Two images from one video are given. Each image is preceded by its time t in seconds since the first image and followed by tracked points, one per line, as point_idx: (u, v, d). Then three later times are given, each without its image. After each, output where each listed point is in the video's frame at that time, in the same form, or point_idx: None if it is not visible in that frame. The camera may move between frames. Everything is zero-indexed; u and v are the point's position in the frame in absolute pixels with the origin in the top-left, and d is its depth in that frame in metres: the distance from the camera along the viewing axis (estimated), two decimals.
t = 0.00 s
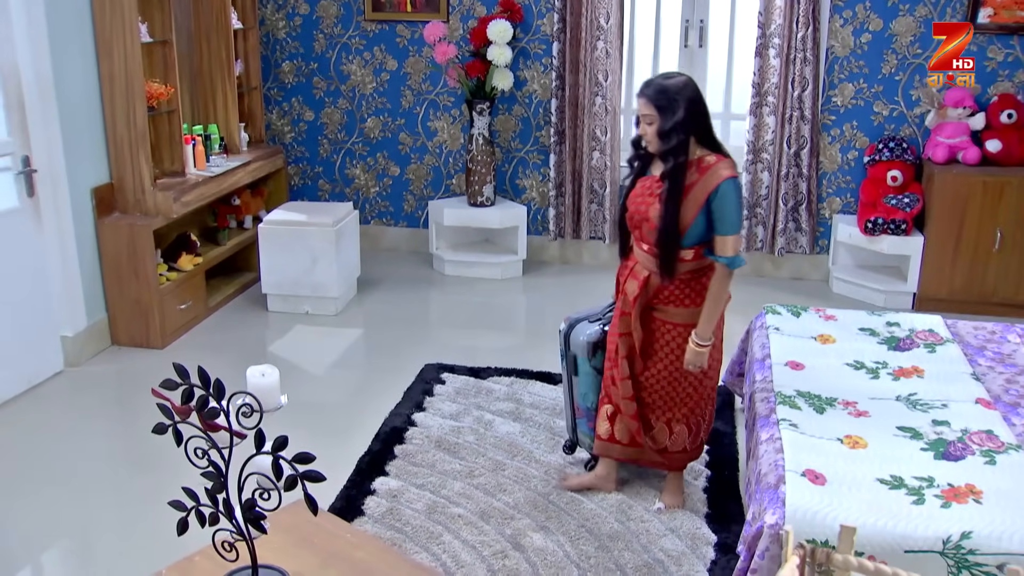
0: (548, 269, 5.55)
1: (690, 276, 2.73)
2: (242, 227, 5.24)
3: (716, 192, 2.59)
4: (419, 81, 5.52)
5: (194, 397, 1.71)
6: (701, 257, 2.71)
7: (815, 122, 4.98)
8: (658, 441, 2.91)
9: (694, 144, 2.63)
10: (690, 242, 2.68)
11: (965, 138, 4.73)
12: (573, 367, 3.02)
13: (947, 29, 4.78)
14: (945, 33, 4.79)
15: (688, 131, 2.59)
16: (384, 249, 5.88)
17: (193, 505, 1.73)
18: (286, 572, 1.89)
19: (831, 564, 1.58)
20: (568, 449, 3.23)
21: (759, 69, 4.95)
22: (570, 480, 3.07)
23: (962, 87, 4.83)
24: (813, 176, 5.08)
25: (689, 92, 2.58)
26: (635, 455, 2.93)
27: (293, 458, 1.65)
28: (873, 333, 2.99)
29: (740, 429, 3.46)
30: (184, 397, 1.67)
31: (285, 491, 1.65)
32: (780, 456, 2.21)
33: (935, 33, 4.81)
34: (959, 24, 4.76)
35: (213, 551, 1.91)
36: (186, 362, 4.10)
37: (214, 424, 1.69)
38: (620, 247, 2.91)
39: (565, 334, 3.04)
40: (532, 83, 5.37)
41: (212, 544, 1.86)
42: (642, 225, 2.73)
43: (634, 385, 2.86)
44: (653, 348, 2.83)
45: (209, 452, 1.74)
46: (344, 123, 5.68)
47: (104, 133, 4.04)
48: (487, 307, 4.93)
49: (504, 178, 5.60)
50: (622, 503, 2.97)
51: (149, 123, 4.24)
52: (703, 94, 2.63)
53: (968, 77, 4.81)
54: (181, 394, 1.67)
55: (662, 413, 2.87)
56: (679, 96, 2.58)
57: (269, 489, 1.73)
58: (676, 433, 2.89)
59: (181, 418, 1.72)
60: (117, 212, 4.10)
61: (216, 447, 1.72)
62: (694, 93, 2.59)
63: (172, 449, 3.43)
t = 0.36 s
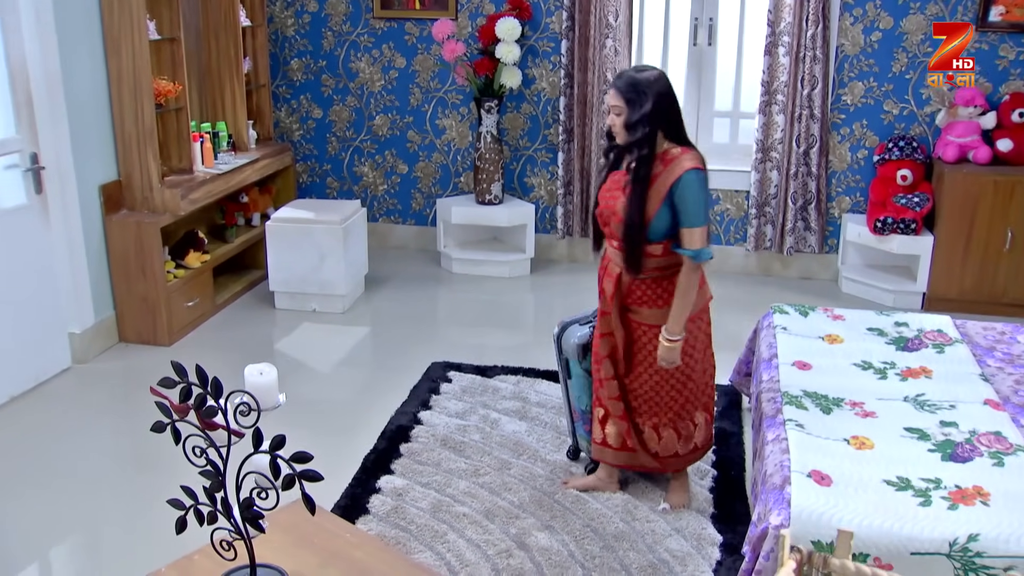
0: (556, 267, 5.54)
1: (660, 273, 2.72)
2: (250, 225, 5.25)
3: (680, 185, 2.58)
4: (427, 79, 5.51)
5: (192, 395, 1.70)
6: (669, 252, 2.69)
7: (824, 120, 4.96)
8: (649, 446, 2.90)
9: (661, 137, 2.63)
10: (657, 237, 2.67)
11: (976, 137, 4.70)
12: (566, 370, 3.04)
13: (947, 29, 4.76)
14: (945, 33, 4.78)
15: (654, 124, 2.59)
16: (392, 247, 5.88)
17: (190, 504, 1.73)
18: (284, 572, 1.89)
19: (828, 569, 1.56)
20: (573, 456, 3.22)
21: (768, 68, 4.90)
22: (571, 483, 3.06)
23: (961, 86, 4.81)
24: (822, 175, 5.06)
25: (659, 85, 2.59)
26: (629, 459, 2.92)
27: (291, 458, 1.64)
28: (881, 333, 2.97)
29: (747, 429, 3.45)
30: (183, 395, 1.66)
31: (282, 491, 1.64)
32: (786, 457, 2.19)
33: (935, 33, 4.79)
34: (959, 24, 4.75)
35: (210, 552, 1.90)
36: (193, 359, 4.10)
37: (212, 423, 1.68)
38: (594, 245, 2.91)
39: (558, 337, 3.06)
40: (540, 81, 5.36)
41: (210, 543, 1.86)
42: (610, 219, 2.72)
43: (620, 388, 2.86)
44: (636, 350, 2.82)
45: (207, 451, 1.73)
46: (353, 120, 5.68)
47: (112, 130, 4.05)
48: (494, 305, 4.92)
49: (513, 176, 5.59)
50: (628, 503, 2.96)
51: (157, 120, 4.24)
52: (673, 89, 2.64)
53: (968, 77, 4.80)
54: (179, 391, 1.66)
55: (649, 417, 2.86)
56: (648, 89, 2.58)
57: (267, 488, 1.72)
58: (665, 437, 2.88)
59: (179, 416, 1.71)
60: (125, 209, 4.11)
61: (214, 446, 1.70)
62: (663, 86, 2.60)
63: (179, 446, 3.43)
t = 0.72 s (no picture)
0: (567, 268, 5.53)
1: (628, 267, 2.71)
2: (261, 223, 5.26)
3: (647, 178, 2.57)
4: (439, 78, 5.51)
5: (193, 394, 1.71)
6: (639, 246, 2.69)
7: (838, 120, 4.93)
8: (625, 449, 2.88)
9: (635, 131, 2.63)
10: (626, 230, 2.67)
11: (990, 138, 4.66)
12: (556, 368, 3.04)
13: (947, 28, 4.74)
14: (945, 33, 4.75)
15: (628, 119, 2.59)
16: (403, 246, 5.88)
17: (192, 504, 1.73)
18: (287, 572, 1.89)
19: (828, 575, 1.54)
20: (557, 449, 3.27)
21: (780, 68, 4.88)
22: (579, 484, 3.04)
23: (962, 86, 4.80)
24: (835, 175, 5.03)
25: (634, 82, 2.58)
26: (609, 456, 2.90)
27: (291, 458, 1.64)
28: (893, 335, 2.95)
29: (757, 431, 3.43)
30: (184, 395, 1.66)
31: (283, 491, 1.64)
32: (795, 459, 2.18)
33: (935, 33, 4.77)
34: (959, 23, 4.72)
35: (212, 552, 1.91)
36: (203, 357, 4.11)
37: (213, 423, 1.69)
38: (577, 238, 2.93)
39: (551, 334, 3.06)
40: (552, 80, 5.35)
41: (211, 542, 1.86)
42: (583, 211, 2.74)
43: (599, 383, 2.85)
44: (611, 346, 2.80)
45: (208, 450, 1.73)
46: (365, 119, 5.69)
47: (124, 129, 4.06)
48: (505, 305, 4.91)
49: (524, 175, 5.58)
50: (636, 504, 2.95)
51: (169, 119, 4.26)
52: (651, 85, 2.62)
53: (968, 77, 4.78)
54: (180, 391, 1.67)
55: (624, 419, 2.84)
56: (623, 85, 2.58)
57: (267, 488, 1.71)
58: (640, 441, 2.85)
59: (181, 416, 1.72)
60: (136, 208, 4.13)
61: (215, 446, 1.70)
62: (639, 82, 2.59)
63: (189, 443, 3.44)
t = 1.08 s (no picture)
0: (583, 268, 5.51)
1: (615, 263, 2.71)
2: (277, 222, 5.28)
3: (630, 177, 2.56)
4: (456, 78, 5.51)
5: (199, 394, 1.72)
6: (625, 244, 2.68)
7: (856, 122, 4.89)
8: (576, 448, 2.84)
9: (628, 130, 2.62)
10: (613, 228, 2.67)
11: (1011, 140, 4.61)
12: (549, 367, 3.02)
13: (947, 29, 4.72)
14: (944, 33, 4.73)
15: (618, 118, 2.59)
16: (419, 246, 5.88)
17: (198, 503, 1.73)
18: (294, 572, 1.89)
19: None
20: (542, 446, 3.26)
21: (800, 68, 4.89)
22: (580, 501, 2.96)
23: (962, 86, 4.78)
24: (854, 177, 4.99)
25: (626, 82, 2.57)
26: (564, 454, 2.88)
27: (296, 458, 1.65)
28: (910, 338, 2.92)
29: (772, 434, 3.41)
30: (190, 394, 1.67)
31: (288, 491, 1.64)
32: (809, 463, 2.16)
33: (935, 33, 4.75)
34: (959, 24, 4.70)
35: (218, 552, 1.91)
36: (218, 356, 4.13)
37: (219, 423, 1.70)
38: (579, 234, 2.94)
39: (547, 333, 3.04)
40: (569, 81, 5.34)
41: (217, 542, 1.87)
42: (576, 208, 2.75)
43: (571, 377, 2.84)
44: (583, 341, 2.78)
45: (214, 449, 1.75)
46: (382, 119, 5.69)
47: (142, 129, 4.09)
48: (520, 305, 4.91)
49: (541, 176, 5.57)
50: (649, 506, 2.94)
51: (186, 118, 4.28)
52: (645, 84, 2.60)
53: (968, 77, 4.75)
54: (186, 390, 1.68)
55: (579, 418, 2.82)
56: (615, 86, 2.57)
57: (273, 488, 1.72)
58: (595, 441, 2.81)
59: (187, 415, 1.73)
60: (153, 206, 4.15)
61: (221, 445, 1.72)
62: (631, 82, 2.57)
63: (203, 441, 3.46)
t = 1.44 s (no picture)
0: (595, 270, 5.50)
1: (593, 266, 2.71)
2: (290, 222, 5.29)
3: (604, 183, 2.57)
4: (469, 78, 5.51)
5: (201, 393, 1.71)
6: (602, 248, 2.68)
7: (870, 124, 4.86)
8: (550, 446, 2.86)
9: (603, 133, 2.63)
10: (589, 231, 2.67)
11: None
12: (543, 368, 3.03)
13: (947, 29, 4.71)
14: (945, 33, 4.72)
15: (594, 122, 2.60)
16: (431, 246, 5.89)
17: (200, 503, 1.73)
18: (295, 572, 1.89)
19: None
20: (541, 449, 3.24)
21: (813, 70, 4.85)
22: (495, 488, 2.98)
23: (963, 86, 4.76)
24: (868, 179, 4.96)
25: (600, 85, 2.57)
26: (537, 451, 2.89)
27: (296, 459, 1.64)
28: (922, 342, 2.90)
29: (783, 437, 3.39)
30: (191, 393, 1.67)
31: (289, 491, 1.64)
32: (819, 466, 2.15)
33: (935, 33, 4.73)
34: (959, 24, 4.69)
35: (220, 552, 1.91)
36: (229, 355, 4.14)
37: (220, 422, 1.69)
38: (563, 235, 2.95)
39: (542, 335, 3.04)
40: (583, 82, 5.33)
41: (219, 541, 1.86)
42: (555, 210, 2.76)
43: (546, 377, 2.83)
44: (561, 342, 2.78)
45: (215, 449, 1.74)
46: (395, 119, 5.70)
47: (155, 128, 4.11)
48: (531, 306, 4.90)
49: (553, 176, 5.56)
50: (658, 509, 2.92)
51: (199, 117, 4.30)
52: (621, 88, 2.61)
53: (968, 77, 4.74)
54: (187, 389, 1.67)
55: (554, 417, 2.82)
56: (590, 90, 2.58)
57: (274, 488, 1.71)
58: (571, 438, 2.84)
59: (189, 414, 1.72)
60: (165, 205, 4.17)
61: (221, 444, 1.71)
62: (605, 85, 2.58)
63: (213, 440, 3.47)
